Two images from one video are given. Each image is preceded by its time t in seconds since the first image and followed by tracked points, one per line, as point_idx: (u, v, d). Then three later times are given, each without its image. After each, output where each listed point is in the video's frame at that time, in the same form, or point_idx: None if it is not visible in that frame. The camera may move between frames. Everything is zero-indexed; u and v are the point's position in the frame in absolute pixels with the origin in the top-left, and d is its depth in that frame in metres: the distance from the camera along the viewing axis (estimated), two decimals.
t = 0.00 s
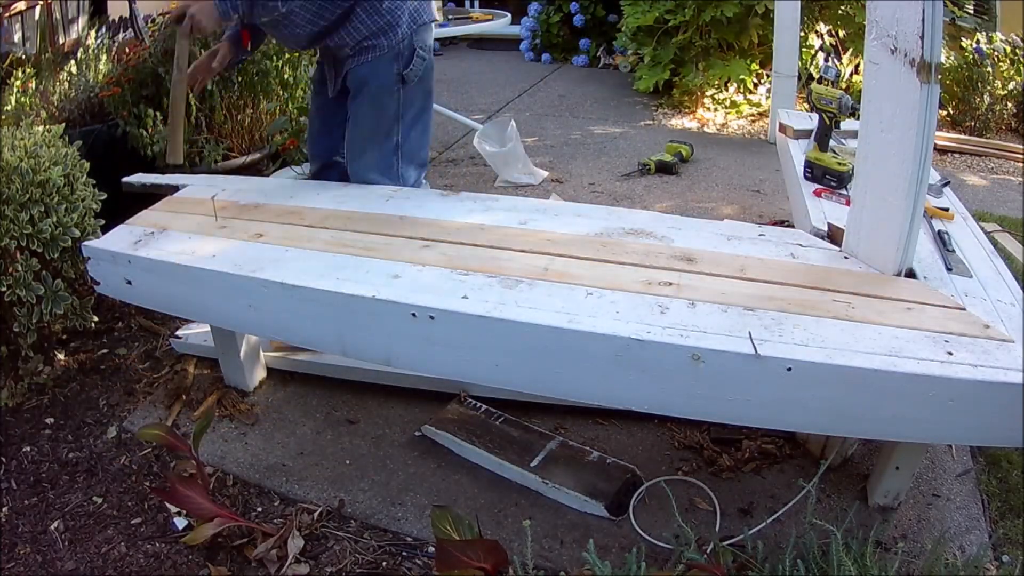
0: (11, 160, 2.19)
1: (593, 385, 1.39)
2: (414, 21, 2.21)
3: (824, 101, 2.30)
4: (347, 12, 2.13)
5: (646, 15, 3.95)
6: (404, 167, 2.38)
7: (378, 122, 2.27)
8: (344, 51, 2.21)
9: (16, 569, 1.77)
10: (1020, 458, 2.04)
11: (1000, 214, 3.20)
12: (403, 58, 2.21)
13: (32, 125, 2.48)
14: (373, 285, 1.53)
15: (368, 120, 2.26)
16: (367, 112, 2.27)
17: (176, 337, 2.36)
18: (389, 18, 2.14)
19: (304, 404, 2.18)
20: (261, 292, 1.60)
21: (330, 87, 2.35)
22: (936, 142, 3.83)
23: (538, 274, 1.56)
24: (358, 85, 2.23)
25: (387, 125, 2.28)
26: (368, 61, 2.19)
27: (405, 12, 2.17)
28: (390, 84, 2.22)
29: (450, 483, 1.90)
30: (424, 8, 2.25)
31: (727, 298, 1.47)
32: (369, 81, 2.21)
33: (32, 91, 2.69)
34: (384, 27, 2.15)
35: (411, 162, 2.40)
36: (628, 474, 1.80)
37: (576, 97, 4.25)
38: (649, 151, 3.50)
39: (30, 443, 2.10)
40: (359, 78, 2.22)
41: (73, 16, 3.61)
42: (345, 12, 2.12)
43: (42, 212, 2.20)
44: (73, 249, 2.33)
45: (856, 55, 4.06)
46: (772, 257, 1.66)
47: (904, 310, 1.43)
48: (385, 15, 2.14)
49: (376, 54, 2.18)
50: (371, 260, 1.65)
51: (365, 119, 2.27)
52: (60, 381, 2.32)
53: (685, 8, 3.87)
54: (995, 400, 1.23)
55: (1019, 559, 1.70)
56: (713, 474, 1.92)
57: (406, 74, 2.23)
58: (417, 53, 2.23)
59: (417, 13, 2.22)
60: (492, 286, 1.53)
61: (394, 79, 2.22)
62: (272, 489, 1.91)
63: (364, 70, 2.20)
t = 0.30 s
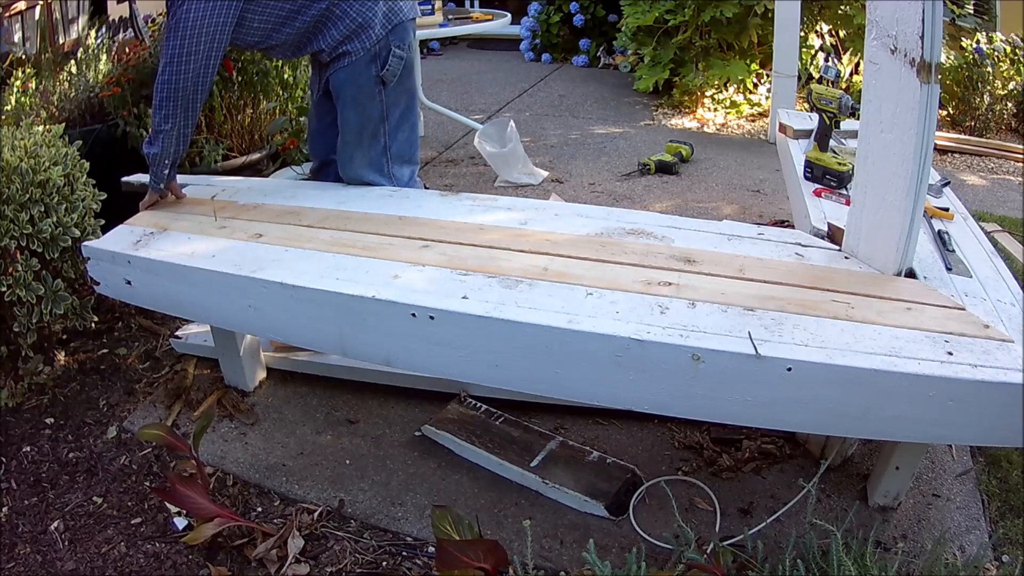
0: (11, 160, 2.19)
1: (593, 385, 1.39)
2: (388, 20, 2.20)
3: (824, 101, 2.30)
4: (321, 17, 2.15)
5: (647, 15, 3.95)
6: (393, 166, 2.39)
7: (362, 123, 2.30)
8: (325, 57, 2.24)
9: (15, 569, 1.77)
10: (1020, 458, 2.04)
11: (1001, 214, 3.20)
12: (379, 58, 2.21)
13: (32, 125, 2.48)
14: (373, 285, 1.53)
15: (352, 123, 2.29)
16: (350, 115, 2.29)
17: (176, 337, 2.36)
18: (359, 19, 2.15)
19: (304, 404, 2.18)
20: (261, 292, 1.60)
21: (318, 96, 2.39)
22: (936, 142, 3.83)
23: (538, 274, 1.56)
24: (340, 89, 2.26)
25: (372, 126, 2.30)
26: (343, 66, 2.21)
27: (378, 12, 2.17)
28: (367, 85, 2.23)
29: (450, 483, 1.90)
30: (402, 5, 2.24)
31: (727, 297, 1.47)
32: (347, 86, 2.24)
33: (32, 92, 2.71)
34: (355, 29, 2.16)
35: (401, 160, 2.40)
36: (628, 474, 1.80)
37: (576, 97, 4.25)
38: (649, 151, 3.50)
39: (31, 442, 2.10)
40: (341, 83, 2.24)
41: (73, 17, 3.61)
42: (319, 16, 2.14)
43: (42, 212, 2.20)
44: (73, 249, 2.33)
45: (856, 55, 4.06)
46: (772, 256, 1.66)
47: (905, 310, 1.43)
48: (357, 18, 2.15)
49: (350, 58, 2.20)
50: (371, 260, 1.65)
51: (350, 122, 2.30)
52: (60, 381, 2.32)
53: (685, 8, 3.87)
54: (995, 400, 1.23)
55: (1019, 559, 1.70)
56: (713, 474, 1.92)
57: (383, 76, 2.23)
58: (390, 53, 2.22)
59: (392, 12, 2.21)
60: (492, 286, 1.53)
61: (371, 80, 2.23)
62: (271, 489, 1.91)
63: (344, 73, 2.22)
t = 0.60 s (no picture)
0: (11, 160, 2.19)
1: (593, 385, 1.39)
2: (410, 23, 2.21)
3: (824, 101, 2.30)
4: (346, 17, 2.14)
5: (647, 15, 3.95)
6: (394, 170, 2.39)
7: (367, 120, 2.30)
8: (344, 54, 2.22)
9: (15, 569, 1.76)
10: (1019, 458, 2.04)
11: (1001, 214, 3.20)
12: (397, 59, 2.20)
13: (32, 125, 2.49)
14: (373, 285, 1.53)
15: (360, 121, 2.29)
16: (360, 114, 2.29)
17: (176, 337, 2.36)
18: (384, 20, 2.15)
19: (304, 404, 2.18)
20: (261, 292, 1.60)
21: (331, 93, 2.36)
22: (936, 142, 3.83)
23: (538, 274, 1.56)
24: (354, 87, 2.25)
25: (379, 126, 2.29)
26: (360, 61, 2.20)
27: (401, 13, 2.18)
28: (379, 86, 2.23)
29: (450, 483, 1.90)
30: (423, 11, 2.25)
31: (727, 297, 1.47)
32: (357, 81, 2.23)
33: (32, 92, 2.70)
34: (377, 28, 2.16)
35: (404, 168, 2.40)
36: (629, 474, 1.80)
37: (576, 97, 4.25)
38: (649, 151, 3.50)
39: (31, 442, 2.10)
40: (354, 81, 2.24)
41: (73, 16, 3.62)
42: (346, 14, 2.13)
43: (42, 212, 2.20)
44: (73, 249, 2.33)
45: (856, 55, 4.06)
46: (772, 256, 1.66)
47: (904, 310, 1.43)
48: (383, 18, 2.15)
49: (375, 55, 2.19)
50: (370, 260, 1.65)
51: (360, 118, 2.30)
52: (60, 381, 2.32)
53: (685, 8, 3.87)
54: (995, 400, 1.23)
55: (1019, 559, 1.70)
56: (713, 474, 1.92)
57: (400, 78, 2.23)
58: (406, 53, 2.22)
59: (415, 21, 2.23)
60: (492, 286, 1.53)
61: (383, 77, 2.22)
62: (271, 489, 1.91)
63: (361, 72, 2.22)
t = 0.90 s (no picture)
0: (11, 159, 2.19)
1: (593, 385, 1.39)
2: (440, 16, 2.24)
3: (824, 101, 2.31)
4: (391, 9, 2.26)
5: (647, 15, 3.95)
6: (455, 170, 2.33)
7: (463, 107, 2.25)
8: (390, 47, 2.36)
9: (15, 569, 1.76)
10: (1019, 458, 2.04)
11: (1000, 214, 3.19)
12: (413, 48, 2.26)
13: (32, 125, 2.49)
14: (373, 285, 1.54)
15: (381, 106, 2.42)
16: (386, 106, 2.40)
17: (176, 337, 2.36)
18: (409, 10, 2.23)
19: (304, 404, 2.18)
20: (261, 291, 1.60)
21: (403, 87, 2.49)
22: (936, 142, 3.83)
23: (538, 274, 1.56)
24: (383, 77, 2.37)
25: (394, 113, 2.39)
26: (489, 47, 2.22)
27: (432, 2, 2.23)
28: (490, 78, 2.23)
29: (450, 483, 1.90)
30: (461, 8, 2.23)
31: (727, 297, 1.47)
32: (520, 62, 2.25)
33: (32, 92, 2.70)
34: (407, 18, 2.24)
35: (602, 176, 2.37)
36: (628, 474, 1.80)
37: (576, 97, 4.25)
38: (649, 151, 3.51)
39: (30, 443, 2.10)
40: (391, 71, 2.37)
41: (73, 17, 3.62)
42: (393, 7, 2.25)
43: (42, 212, 2.20)
44: (73, 249, 2.33)
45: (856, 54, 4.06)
46: (772, 256, 1.66)
47: (904, 310, 1.43)
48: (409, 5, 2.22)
49: (510, 55, 2.22)
50: (370, 260, 1.65)
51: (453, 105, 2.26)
52: (60, 381, 2.32)
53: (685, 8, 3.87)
54: (994, 400, 1.23)
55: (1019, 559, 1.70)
56: (713, 474, 1.92)
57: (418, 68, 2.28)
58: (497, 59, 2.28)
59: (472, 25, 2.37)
60: (493, 286, 1.53)
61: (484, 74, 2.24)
62: (271, 489, 1.91)
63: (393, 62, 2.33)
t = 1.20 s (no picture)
0: (11, 160, 2.19)
1: (593, 385, 1.39)
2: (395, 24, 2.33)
3: (824, 101, 2.28)
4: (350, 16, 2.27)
5: (647, 15, 3.95)
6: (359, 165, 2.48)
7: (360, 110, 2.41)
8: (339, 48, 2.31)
9: (15, 569, 1.76)
10: (1019, 458, 2.04)
11: (1001, 214, 3.19)
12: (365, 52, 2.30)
13: (32, 125, 2.49)
14: (373, 285, 1.54)
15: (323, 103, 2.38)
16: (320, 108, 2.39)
17: (176, 338, 2.36)
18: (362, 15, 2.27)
19: (304, 404, 2.18)
20: (261, 292, 1.60)
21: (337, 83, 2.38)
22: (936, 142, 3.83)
23: (538, 274, 1.56)
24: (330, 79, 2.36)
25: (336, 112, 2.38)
26: (347, 50, 2.29)
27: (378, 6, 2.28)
28: (359, 84, 2.34)
29: (450, 483, 1.90)
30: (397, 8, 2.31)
31: (727, 297, 1.47)
32: (343, 68, 2.32)
33: (31, 91, 2.70)
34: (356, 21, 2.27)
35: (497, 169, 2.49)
36: (628, 474, 1.80)
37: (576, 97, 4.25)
38: (649, 151, 3.51)
39: (30, 442, 2.10)
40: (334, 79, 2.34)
41: (73, 16, 3.62)
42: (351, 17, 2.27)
43: (42, 212, 2.20)
44: (73, 249, 2.33)
45: (856, 54, 4.06)
46: (772, 256, 1.66)
47: (905, 310, 1.43)
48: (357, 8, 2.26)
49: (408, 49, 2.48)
50: (370, 260, 1.65)
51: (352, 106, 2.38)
52: (60, 381, 2.32)
53: (685, 8, 3.87)
54: (995, 400, 1.23)
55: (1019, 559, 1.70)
56: (713, 474, 1.92)
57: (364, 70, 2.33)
58: (390, 55, 2.35)
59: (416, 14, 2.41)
60: (492, 286, 1.53)
61: (363, 79, 2.34)
62: (271, 489, 1.91)
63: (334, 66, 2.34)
